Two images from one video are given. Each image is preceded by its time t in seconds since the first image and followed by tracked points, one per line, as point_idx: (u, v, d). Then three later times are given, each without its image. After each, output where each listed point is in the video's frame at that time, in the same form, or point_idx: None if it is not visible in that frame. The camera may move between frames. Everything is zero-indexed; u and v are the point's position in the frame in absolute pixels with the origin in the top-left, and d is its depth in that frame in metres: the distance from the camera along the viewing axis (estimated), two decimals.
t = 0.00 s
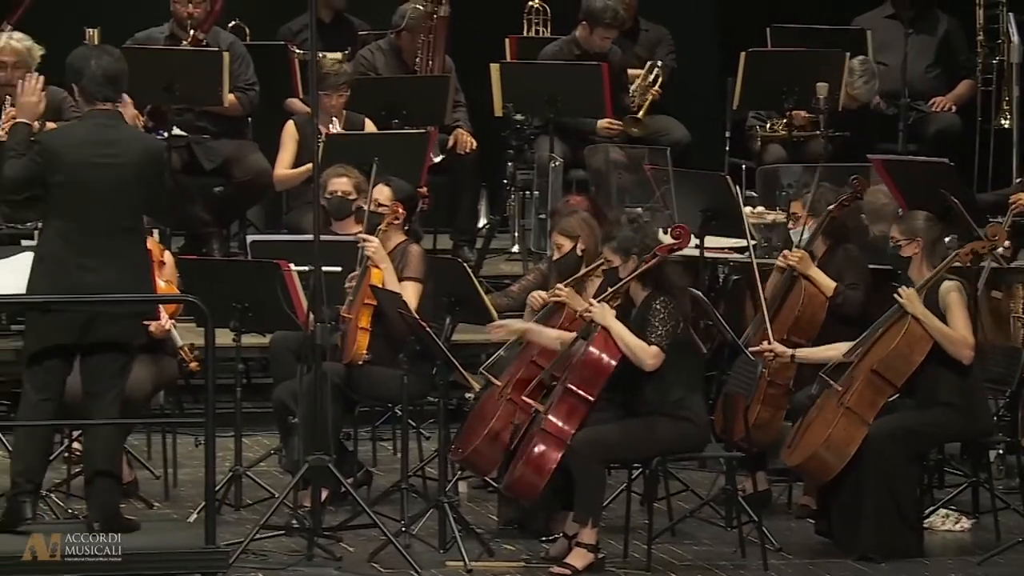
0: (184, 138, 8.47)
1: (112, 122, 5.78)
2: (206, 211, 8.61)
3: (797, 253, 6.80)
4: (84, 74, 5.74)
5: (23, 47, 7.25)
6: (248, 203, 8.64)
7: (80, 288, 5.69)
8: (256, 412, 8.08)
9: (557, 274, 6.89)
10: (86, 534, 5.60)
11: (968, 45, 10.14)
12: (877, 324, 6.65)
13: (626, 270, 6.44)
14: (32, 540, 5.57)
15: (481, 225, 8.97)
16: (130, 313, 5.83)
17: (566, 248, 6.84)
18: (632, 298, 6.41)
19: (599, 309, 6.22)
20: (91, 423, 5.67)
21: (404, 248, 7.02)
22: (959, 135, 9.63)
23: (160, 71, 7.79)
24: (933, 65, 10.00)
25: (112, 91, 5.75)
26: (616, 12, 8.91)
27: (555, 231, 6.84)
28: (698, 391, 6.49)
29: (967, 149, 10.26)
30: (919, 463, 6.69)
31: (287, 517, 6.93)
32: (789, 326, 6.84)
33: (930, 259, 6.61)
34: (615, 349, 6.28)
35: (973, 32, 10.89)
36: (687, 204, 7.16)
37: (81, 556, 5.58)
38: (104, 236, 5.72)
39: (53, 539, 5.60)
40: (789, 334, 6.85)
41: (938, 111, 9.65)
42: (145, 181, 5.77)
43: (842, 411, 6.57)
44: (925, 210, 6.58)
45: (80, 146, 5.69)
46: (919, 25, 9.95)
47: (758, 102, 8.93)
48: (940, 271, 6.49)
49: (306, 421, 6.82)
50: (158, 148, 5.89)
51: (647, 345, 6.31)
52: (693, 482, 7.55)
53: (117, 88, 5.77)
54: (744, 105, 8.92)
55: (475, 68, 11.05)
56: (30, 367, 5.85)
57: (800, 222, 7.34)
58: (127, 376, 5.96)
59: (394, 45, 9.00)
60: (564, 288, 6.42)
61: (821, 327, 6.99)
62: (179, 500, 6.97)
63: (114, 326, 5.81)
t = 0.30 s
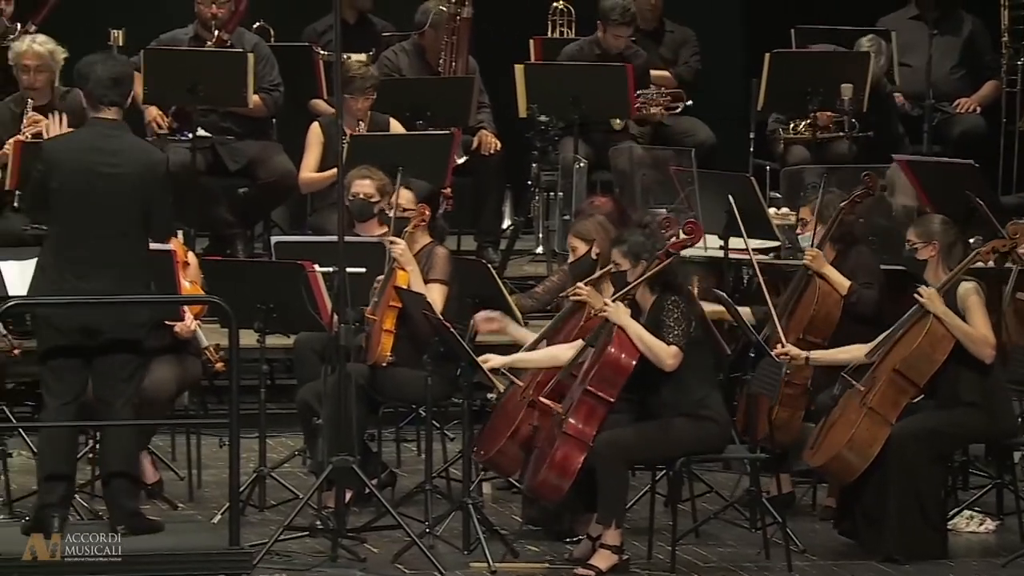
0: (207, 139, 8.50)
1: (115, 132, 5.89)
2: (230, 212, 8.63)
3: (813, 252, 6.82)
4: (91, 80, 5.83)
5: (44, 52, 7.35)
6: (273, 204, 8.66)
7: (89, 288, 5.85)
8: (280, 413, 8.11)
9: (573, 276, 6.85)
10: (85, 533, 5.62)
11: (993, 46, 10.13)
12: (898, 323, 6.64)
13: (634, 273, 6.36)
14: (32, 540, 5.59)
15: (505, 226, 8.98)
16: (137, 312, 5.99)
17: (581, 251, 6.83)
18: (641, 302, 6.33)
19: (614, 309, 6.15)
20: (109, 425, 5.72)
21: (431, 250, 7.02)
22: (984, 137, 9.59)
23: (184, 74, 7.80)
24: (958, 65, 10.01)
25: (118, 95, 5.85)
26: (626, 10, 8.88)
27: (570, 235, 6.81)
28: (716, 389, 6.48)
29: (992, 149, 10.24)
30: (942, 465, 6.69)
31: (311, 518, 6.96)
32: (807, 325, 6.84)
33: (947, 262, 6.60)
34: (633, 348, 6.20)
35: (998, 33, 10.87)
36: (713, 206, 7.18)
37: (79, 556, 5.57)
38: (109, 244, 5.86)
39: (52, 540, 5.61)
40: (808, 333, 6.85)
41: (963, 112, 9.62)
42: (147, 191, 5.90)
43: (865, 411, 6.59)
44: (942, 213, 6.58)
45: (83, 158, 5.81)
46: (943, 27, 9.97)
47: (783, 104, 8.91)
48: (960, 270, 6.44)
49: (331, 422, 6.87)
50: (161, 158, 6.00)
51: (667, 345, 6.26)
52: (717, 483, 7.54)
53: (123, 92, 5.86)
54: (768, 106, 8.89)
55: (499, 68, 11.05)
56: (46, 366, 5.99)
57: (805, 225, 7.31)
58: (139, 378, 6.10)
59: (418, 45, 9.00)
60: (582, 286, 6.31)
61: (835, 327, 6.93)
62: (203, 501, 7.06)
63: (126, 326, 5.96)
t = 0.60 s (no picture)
0: (233, 139, 8.49)
1: (117, 134, 5.82)
2: (255, 212, 8.64)
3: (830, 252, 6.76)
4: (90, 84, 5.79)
5: (67, 54, 7.30)
6: (298, 205, 8.67)
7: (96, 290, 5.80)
8: (305, 413, 8.12)
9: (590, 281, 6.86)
10: (84, 534, 5.61)
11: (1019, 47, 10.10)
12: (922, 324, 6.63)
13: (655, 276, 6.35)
14: (33, 540, 5.58)
15: (530, 227, 8.97)
16: (145, 313, 5.94)
17: (597, 256, 6.81)
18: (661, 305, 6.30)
19: (636, 309, 6.13)
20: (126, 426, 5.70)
21: (456, 252, 7.02)
22: (1010, 138, 9.55)
23: (207, 76, 7.82)
24: (984, 66, 9.98)
25: (116, 93, 5.78)
26: (634, 10, 8.86)
27: (586, 240, 6.86)
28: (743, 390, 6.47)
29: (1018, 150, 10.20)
30: (969, 466, 6.67)
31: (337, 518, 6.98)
32: (825, 326, 6.79)
33: (972, 264, 6.59)
34: (655, 349, 6.18)
35: None
36: (739, 208, 7.16)
37: (79, 556, 5.58)
38: (111, 247, 5.79)
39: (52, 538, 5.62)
40: (825, 334, 6.81)
41: (989, 113, 9.57)
42: (148, 193, 5.81)
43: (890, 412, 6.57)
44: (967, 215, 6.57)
45: (83, 160, 5.76)
46: (969, 28, 9.94)
47: (808, 105, 8.87)
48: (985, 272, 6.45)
49: (356, 423, 6.88)
50: (167, 160, 5.91)
51: (690, 347, 6.24)
52: (743, 484, 7.54)
53: (119, 90, 5.79)
54: (794, 108, 8.87)
55: (525, 67, 11.04)
56: (59, 368, 5.97)
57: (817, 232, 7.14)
58: (152, 378, 6.08)
59: (442, 45, 9.00)
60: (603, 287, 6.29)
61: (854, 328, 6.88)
62: (228, 502, 7.08)
63: (131, 327, 5.91)
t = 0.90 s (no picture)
0: (252, 140, 8.52)
1: (122, 134, 5.64)
2: (276, 213, 8.64)
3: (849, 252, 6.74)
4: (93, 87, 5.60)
5: (86, 56, 7.17)
6: (318, 206, 8.67)
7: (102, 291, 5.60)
8: (326, 414, 8.14)
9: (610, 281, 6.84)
10: (85, 535, 5.58)
11: None
12: (943, 323, 6.58)
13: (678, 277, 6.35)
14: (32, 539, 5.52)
15: (549, 228, 8.98)
16: (156, 313, 5.71)
17: (616, 258, 6.74)
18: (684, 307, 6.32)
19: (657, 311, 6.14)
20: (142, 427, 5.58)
21: (476, 252, 7.00)
22: None
23: (229, 75, 7.80)
24: (1004, 67, 9.97)
25: (117, 95, 5.61)
26: (652, 12, 8.88)
27: (604, 241, 6.74)
28: (763, 393, 6.47)
29: None
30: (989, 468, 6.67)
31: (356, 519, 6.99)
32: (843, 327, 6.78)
33: (994, 265, 6.58)
34: (676, 351, 6.19)
35: None
36: (757, 208, 7.13)
37: (81, 556, 5.52)
38: (115, 247, 5.60)
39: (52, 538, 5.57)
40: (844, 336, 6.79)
41: (1009, 114, 9.55)
42: (156, 193, 5.63)
43: (909, 412, 6.56)
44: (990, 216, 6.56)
45: (88, 160, 5.59)
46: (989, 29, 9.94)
47: (827, 104, 8.86)
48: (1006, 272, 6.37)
49: (375, 423, 6.89)
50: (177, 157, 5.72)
51: (710, 351, 6.24)
52: (763, 485, 7.55)
53: (122, 91, 5.62)
54: (813, 108, 8.85)
55: (545, 67, 11.05)
56: (73, 369, 5.77)
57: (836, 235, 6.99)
58: (166, 377, 5.86)
59: (461, 46, 9.01)
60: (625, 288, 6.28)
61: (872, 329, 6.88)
62: (246, 502, 7.09)
63: (143, 327, 5.70)
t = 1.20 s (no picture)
0: (274, 141, 8.55)
1: (140, 134, 5.59)
2: (297, 214, 8.64)
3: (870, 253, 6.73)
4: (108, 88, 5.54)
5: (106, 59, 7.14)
6: (340, 207, 8.67)
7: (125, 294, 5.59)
8: (348, 415, 8.14)
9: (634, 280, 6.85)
10: (86, 534, 5.49)
11: None
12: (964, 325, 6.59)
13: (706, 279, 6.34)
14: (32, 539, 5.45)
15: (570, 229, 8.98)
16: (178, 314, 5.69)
17: (639, 259, 6.75)
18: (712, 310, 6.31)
19: (686, 315, 6.15)
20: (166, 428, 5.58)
21: (495, 253, 7.03)
22: None
23: (248, 76, 7.81)
24: None
25: (131, 96, 5.56)
26: (675, 12, 8.89)
27: (627, 241, 6.73)
28: (788, 396, 6.46)
29: None
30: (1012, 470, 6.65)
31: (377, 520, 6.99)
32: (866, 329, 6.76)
33: (1020, 266, 6.59)
34: (705, 356, 6.19)
35: None
36: (778, 209, 7.11)
37: (80, 556, 5.44)
38: (133, 249, 5.57)
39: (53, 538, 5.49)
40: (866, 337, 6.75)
41: None
42: (175, 194, 5.59)
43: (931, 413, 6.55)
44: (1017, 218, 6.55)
45: (106, 161, 5.55)
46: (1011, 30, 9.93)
47: (849, 105, 8.85)
48: None
49: (397, 425, 6.88)
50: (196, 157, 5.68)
51: (738, 355, 6.24)
52: (785, 486, 7.54)
53: (135, 92, 5.57)
54: (835, 108, 8.83)
55: (565, 67, 11.06)
56: (95, 370, 5.74)
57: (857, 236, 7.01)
58: (188, 378, 5.83)
59: (483, 47, 8.99)
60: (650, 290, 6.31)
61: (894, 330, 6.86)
62: (269, 503, 7.10)
63: (167, 328, 5.67)
